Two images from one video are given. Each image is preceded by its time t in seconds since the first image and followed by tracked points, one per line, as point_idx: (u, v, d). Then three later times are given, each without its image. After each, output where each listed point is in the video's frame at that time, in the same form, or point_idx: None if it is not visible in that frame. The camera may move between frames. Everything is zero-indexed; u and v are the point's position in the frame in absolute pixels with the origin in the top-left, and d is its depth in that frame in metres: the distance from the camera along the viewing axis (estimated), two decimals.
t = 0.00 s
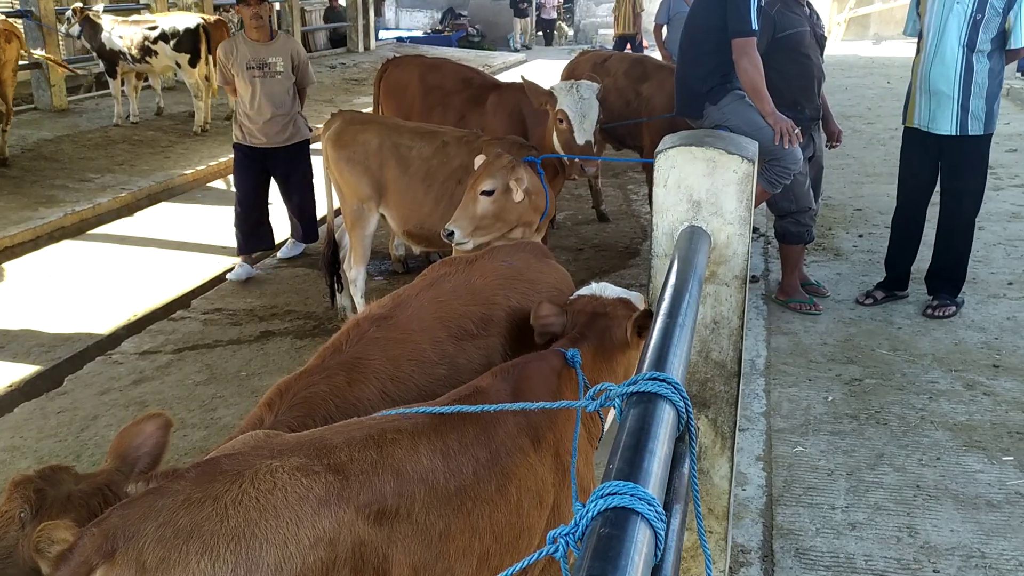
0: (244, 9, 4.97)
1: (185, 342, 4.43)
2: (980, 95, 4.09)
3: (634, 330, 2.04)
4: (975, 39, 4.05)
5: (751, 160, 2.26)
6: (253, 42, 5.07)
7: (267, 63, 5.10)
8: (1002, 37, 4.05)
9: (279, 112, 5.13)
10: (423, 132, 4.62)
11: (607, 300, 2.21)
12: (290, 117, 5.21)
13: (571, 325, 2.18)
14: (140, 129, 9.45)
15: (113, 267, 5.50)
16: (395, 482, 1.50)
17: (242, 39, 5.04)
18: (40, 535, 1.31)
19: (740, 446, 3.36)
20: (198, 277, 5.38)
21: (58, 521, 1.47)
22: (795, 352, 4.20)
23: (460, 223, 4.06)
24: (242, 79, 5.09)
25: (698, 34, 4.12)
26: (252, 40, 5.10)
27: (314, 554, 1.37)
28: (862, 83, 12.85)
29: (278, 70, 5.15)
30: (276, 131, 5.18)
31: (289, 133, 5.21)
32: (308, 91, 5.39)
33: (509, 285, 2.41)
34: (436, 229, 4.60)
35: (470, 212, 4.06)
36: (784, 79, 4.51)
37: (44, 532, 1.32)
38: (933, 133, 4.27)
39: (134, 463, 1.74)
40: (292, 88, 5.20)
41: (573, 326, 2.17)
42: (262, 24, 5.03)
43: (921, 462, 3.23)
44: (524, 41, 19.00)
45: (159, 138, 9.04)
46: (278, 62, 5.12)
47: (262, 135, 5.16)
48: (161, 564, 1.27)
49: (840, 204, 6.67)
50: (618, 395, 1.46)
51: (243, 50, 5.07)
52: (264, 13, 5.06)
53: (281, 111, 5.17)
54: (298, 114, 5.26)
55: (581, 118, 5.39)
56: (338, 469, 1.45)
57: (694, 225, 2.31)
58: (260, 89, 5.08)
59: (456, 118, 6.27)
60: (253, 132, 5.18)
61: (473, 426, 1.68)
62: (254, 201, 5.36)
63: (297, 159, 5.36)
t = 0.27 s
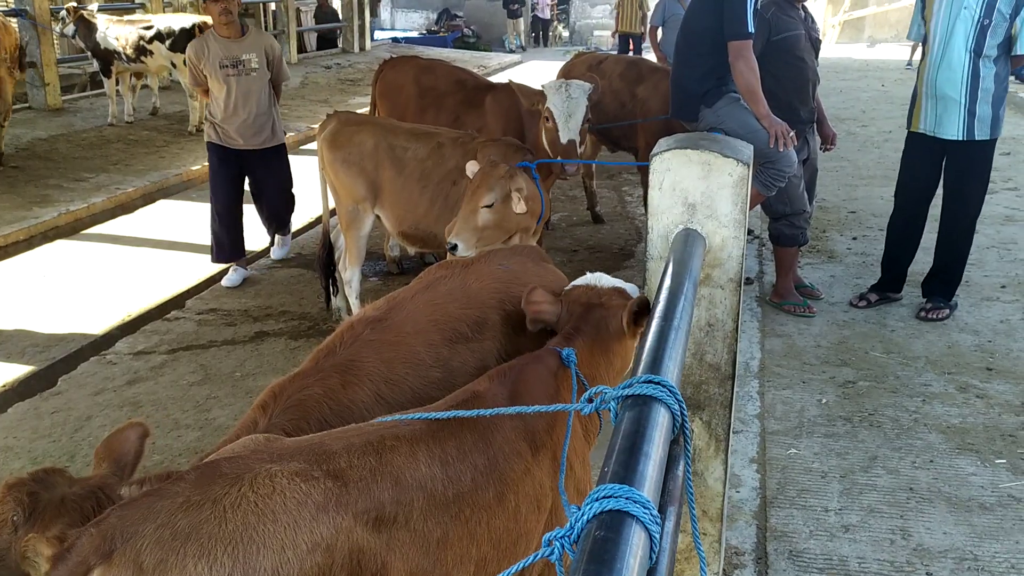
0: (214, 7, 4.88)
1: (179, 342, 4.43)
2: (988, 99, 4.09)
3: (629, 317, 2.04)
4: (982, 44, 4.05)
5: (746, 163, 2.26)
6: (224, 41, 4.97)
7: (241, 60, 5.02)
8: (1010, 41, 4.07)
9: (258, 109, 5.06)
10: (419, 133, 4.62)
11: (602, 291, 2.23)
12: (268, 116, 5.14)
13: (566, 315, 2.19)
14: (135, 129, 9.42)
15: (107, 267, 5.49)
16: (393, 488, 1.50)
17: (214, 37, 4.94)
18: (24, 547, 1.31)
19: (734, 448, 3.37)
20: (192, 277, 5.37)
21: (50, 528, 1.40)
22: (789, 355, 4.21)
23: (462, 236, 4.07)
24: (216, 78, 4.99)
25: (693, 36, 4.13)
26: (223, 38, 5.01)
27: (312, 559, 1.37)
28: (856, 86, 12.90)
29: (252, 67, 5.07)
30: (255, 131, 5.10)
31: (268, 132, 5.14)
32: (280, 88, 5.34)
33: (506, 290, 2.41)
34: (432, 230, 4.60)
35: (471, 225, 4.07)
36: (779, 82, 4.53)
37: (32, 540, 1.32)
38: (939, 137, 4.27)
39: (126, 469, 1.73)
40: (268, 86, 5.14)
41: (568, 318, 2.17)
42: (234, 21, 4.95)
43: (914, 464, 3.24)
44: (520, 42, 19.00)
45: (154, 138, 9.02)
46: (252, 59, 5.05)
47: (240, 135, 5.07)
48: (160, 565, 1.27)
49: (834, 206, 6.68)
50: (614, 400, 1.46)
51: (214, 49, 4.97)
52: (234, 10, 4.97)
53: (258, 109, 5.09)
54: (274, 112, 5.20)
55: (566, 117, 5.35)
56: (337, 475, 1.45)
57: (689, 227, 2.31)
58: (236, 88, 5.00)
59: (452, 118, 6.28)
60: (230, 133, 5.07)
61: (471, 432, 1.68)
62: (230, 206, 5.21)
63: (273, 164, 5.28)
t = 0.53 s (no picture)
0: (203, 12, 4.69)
1: (182, 346, 4.44)
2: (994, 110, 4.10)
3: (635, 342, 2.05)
4: (987, 58, 4.07)
5: (747, 171, 2.28)
6: (212, 48, 4.80)
7: (228, 68, 4.85)
8: (1015, 56, 4.07)
9: (244, 119, 4.90)
10: (420, 139, 4.64)
11: (608, 315, 2.25)
12: (254, 125, 4.96)
13: (574, 338, 2.21)
14: (138, 132, 9.45)
15: (110, 270, 5.51)
16: (397, 485, 1.52)
17: (200, 43, 4.78)
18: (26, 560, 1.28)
19: (733, 454, 3.38)
20: (194, 280, 5.39)
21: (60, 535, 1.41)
22: (788, 361, 4.22)
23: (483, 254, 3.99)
24: (202, 85, 4.84)
25: (694, 44, 4.16)
26: (211, 44, 4.85)
27: (318, 557, 1.39)
28: (856, 93, 12.95)
29: (240, 75, 4.90)
30: (241, 140, 4.91)
31: (254, 142, 4.95)
32: (271, 96, 5.15)
33: (509, 294, 2.43)
34: (433, 235, 4.62)
35: (492, 242, 4.02)
36: (779, 90, 4.55)
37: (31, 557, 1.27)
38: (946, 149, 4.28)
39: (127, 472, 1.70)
40: (256, 94, 4.96)
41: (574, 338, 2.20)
42: (222, 28, 4.77)
43: (913, 471, 3.26)
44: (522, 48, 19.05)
45: (157, 142, 9.05)
46: (240, 66, 4.88)
47: (225, 145, 4.89)
48: (170, 567, 1.29)
49: (834, 213, 6.71)
50: (615, 403, 1.48)
51: (201, 55, 4.82)
52: (224, 16, 4.79)
53: (245, 119, 4.92)
54: (262, 122, 5.02)
55: (564, 122, 5.35)
56: (342, 473, 1.47)
57: (690, 234, 2.33)
58: (221, 96, 4.84)
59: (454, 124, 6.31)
60: (214, 142, 4.90)
61: (474, 431, 1.70)
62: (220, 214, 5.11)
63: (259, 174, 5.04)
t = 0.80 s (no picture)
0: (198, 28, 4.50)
1: (188, 354, 4.46)
2: (998, 124, 4.10)
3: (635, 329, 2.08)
4: (989, 72, 4.07)
5: (753, 184, 2.29)
6: (206, 65, 4.60)
7: (221, 87, 4.63)
8: (1018, 71, 4.06)
9: (233, 141, 4.67)
10: (427, 149, 4.66)
11: (607, 303, 2.25)
12: (243, 147, 4.71)
13: (572, 331, 2.21)
14: (146, 141, 9.50)
15: (116, 278, 5.53)
16: (405, 499, 1.52)
17: (195, 60, 4.60)
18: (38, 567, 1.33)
19: (738, 467, 3.37)
20: (200, 289, 5.40)
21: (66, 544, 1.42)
22: (794, 374, 4.22)
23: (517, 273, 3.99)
24: (194, 103, 4.66)
25: (701, 57, 4.17)
26: (207, 62, 4.65)
27: (325, 570, 1.39)
28: (862, 106, 12.96)
29: (233, 95, 4.67)
30: (226, 162, 4.67)
31: (240, 165, 4.69)
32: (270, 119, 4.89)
33: (515, 307, 2.43)
34: (439, 245, 4.64)
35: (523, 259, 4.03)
36: (785, 103, 4.56)
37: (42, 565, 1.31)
38: (948, 162, 4.28)
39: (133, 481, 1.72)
40: (248, 116, 4.72)
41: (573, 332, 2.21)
42: (217, 45, 4.56)
43: (918, 485, 3.25)
44: (528, 60, 19.10)
45: (164, 150, 9.09)
46: (233, 87, 4.64)
47: (210, 167, 4.67)
48: None
49: (840, 226, 6.71)
50: (622, 416, 1.48)
51: (196, 72, 4.64)
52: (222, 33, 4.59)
53: (234, 141, 4.68)
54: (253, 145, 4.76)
55: (570, 134, 5.37)
56: (351, 486, 1.47)
57: (696, 247, 2.34)
58: (210, 115, 4.63)
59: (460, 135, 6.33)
60: (201, 162, 4.69)
61: (482, 445, 1.70)
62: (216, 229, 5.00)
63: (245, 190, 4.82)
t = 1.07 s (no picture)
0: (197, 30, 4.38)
1: (200, 357, 4.48)
2: (1012, 130, 4.06)
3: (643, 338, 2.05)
4: (1002, 79, 4.05)
5: (765, 189, 2.28)
6: (204, 69, 4.47)
7: (218, 92, 4.48)
8: None
9: (226, 147, 4.50)
10: (438, 154, 4.67)
11: (620, 320, 2.25)
12: (238, 155, 4.54)
13: (585, 345, 2.21)
14: (160, 145, 9.56)
15: (130, 281, 5.57)
16: (415, 500, 1.53)
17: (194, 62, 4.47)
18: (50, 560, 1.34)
19: (749, 473, 3.36)
20: (213, 292, 5.43)
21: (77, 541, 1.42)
22: (805, 380, 4.20)
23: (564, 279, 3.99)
24: (191, 108, 4.52)
25: (713, 63, 4.17)
26: (207, 65, 4.51)
27: (335, 571, 1.39)
28: (876, 112, 12.91)
29: (231, 101, 4.50)
30: (220, 169, 4.50)
31: (232, 172, 4.51)
32: (271, 127, 4.72)
33: (526, 310, 2.44)
34: (450, 250, 4.65)
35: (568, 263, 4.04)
36: (797, 108, 4.55)
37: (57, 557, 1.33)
38: (961, 169, 4.27)
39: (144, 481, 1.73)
40: (245, 123, 4.55)
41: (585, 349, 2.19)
42: (214, 48, 4.41)
43: (931, 493, 3.22)
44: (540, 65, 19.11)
45: (178, 154, 9.15)
46: (231, 92, 4.49)
47: (204, 174, 4.52)
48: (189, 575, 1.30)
49: (853, 232, 6.68)
50: (632, 420, 1.48)
51: (195, 76, 4.51)
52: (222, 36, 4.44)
53: (228, 148, 4.51)
54: (249, 153, 4.58)
55: (582, 139, 5.37)
56: (360, 487, 1.48)
57: (707, 252, 2.33)
58: (206, 120, 4.48)
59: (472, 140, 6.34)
60: (196, 168, 4.55)
61: (492, 446, 1.70)
62: (210, 236, 4.80)
63: (240, 200, 4.61)
